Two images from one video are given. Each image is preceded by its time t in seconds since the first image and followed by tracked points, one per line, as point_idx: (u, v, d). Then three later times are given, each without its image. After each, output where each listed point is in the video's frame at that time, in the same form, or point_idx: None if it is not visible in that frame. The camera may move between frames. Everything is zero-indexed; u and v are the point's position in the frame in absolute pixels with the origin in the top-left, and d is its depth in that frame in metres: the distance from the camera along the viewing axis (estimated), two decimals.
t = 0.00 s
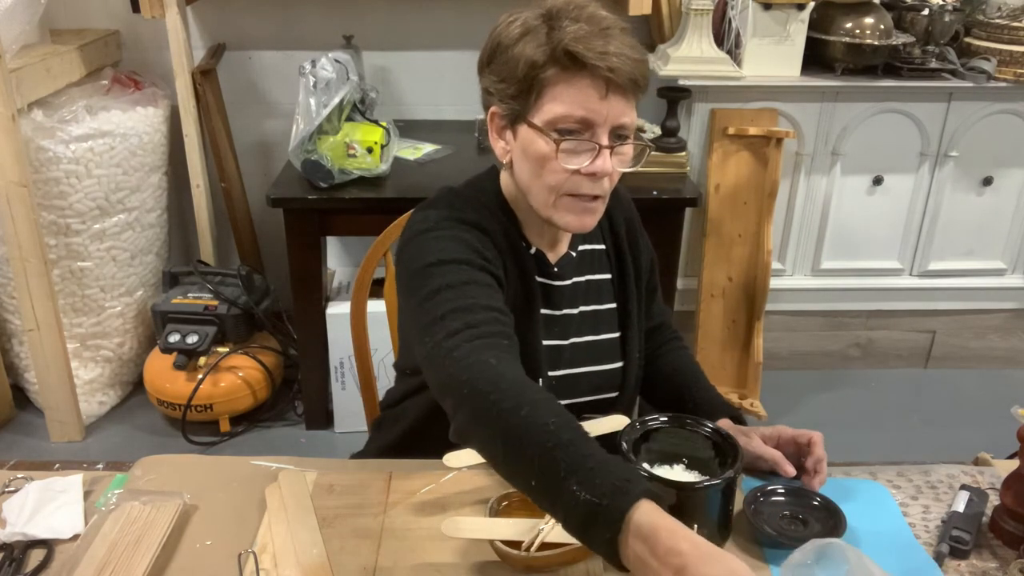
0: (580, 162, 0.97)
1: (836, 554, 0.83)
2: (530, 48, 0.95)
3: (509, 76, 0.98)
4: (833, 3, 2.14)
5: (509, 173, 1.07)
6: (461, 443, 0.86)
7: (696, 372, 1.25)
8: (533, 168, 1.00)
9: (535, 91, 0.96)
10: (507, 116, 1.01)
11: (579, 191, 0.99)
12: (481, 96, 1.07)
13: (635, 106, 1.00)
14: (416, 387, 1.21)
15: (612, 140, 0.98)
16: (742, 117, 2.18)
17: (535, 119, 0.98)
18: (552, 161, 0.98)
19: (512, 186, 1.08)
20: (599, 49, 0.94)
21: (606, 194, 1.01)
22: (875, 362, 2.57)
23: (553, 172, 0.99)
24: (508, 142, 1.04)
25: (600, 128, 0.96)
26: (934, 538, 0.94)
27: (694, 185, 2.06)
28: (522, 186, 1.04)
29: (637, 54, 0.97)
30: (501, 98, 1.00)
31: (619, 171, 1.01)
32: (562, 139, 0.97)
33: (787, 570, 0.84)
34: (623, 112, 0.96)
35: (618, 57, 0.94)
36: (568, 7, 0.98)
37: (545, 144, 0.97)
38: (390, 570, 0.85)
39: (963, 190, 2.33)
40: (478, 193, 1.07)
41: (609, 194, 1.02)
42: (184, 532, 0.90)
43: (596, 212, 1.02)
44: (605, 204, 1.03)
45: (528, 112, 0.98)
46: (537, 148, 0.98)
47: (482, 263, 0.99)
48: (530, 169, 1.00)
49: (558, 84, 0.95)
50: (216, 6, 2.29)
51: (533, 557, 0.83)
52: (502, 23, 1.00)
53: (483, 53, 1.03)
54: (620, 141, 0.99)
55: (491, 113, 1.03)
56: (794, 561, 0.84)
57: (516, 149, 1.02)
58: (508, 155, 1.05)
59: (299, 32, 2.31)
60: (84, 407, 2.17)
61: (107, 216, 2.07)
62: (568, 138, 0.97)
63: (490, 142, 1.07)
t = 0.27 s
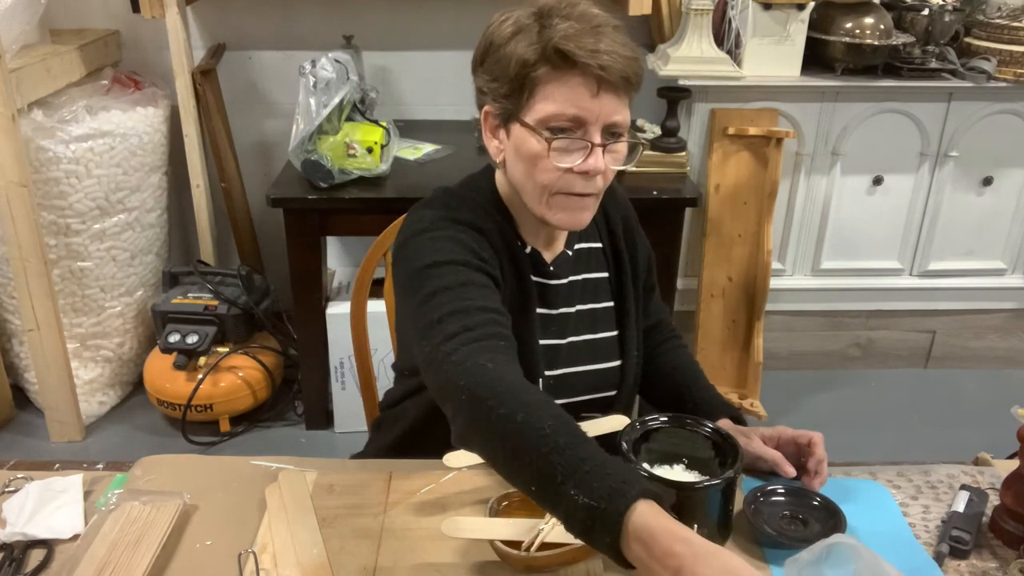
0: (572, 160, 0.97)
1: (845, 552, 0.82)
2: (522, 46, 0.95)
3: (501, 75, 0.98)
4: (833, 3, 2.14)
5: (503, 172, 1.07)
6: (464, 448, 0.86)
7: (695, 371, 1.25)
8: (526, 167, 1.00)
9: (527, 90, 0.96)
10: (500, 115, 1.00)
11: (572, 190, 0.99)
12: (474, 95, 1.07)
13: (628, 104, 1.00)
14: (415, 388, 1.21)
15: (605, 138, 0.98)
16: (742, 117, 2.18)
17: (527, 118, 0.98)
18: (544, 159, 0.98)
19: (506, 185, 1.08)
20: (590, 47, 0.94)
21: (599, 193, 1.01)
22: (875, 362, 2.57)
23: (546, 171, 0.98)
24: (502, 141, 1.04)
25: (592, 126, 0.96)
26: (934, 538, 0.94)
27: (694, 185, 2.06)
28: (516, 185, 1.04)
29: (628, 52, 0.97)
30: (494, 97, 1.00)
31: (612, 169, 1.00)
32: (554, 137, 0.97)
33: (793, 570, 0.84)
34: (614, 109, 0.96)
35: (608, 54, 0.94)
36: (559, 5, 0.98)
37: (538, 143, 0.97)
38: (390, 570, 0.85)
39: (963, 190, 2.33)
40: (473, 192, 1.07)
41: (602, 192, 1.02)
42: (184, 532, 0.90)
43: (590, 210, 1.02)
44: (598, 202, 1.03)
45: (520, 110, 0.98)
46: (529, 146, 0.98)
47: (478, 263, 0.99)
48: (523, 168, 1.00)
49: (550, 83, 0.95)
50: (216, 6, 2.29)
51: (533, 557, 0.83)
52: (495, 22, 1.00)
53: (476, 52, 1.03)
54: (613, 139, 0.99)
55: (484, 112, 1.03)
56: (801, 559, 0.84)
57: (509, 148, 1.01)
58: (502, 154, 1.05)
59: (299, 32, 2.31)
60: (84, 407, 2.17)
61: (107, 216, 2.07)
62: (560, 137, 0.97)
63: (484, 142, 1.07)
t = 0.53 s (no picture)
0: (558, 154, 0.98)
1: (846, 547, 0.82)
2: (505, 41, 0.96)
3: (486, 70, 0.99)
4: (833, 3, 2.14)
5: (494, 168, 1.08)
6: (443, 435, 0.87)
7: (695, 371, 1.25)
8: (513, 161, 1.01)
9: (512, 84, 0.97)
10: (488, 111, 1.02)
11: (559, 184, 1.00)
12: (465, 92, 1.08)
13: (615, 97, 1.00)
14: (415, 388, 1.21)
15: (591, 131, 0.98)
16: (742, 117, 2.18)
17: (512, 113, 0.99)
18: (529, 153, 0.99)
19: (499, 181, 1.09)
20: (571, 40, 0.94)
21: (588, 188, 1.02)
22: (875, 362, 2.57)
23: (531, 165, 0.99)
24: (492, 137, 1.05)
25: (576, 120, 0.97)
26: (934, 538, 0.94)
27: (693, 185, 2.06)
28: (505, 180, 1.05)
29: (613, 46, 0.97)
30: (482, 92, 1.01)
31: (600, 164, 1.01)
32: (539, 131, 0.98)
33: (793, 568, 0.84)
34: (599, 102, 0.97)
35: (590, 48, 0.94)
36: None
37: (523, 137, 0.98)
38: (390, 570, 0.85)
39: (963, 189, 2.33)
40: (465, 187, 1.08)
41: (591, 186, 1.02)
42: (184, 532, 0.90)
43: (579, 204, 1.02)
44: (588, 197, 1.03)
45: (506, 105, 0.99)
46: (515, 140, 0.99)
47: (464, 255, 1.00)
48: (510, 163, 1.01)
49: (533, 77, 0.96)
50: (216, 6, 2.29)
51: (533, 557, 0.83)
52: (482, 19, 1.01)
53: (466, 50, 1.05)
54: (599, 132, 0.99)
55: (475, 108, 1.05)
56: (800, 556, 0.84)
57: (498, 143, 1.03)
58: (492, 150, 1.06)
59: (300, 32, 2.31)
60: (84, 407, 2.17)
61: (107, 216, 2.07)
62: (543, 131, 0.98)
63: (476, 138, 1.09)
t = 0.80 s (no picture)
0: (543, 148, 1.00)
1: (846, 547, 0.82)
2: (490, 39, 0.98)
3: (473, 68, 1.01)
4: (833, 3, 2.14)
5: (484, 165, 1.10)
6: (416, 427, 0.88)
7: (693, 369, 1.25)
8: (500, 157, 1.02)
9: (497, 81, 0.99)
10: (476, 108, 1.03)
11: (544, 178, 1.01)
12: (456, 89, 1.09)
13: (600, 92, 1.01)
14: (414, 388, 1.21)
15: (575, 126, 1.00)
16: (742, 117, 2.18)
17: (498, 109, 1.00)
18: (515, 148, 1.00)
19: (489, 177, 1.11)
20: (554, 36, 0.95)
21: (574, 182, 1.03)
22: (875, 362, 2.57)
23: (517, 161, 1.01)
24: (481, 134, 1.06)
25: (560, 115, 0.98)
26: (934, 538, 0.94)
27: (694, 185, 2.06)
28: (494, 176, 1.06)
29: (598, 42, 0.98)
30: (470, 90, 1.03)
31: (587, 159, 1.02)
32: (524, 127, 0.99)
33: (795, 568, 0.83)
34: (583, 97, 0.98)
35: (573, 44, 0.95)
36: None
37: (509, 133, 1.00)
38: (390, 570, 0.85)
39: (963, 189, 2.33)
40: (456, 183, 1.10)
41: (577, 180, 1.03)
42: (184, 532, 0.90)
43: (565, 198, 1.03)
44: (574, 191, 1.04)
45: (493, 102, 1.01)
46: (501, 136, 1.01)
47: (447, 248, 1.02)
48: (497, 158, 1.03)
49: (517, 73, 0.97)
50: (216, 6, 2.29)
51: (533, 557, 0.83)
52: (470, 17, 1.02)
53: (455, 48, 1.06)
54: (585, 127, 1.01)
55: (464, 106, 1.06)
56: (802, 556, 0.83)
57: (486, 140, 1.04)
58: (482, 147, 1.07)
59: (300, 33, 2.31)
60: (84, 407, 2.17)
61: (107, 216, 2.07)
62: (529, 126, 0.99)
63: (467, 135, 1.10)
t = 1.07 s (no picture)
0: (536, 146, 1.00)
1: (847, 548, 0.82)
2: (482, 37, 0.97)
3: (466, 66, 1.01)
4: (833, 3, 2.14)
5: (478, 162, 1.10)
6: (413, 422, 0.88)
7: (690, 367, 1.25)
8: (494, 155, 1.03)
9: (490, 80, 0.99)
10: (469, 106, 1.04)
11: (537, 175, 1.02)
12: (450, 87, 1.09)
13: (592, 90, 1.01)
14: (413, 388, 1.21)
15: (568, 124, 1.00)
16: (743, 117, 2.18)
17: (491, 107, 1.01)
18: (508, 146, 1.01)
19: (483, 174, 1.11)
20: (546, 35, 0.95)
21: (567, 179, 1.03)
22: (875, 362, 2.57)
23: (510, 158, 1.01)
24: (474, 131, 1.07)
25: (552, 113, 0.98)
26: (934, 539, 0.94)
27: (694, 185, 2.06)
28: (488, 173, 1.07)
29: (591, 40, 0.98)
30: (463, 88, 1.03)
31: (580, 156, 1.03)
32: (517, 125, 1.00)
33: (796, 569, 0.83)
34: (575, 95, 0.98)
35: (566, 42, 0.95)
36: None
37: (501, 130, 1.00)
38: (390, 570, 0.85)
39: (963, 189, 2.33)
40: (452, 181, 1.10)
41: (570, 177, 1.04)
42: (184, 532, 0.90)
43: (559, 195, 1.04)
44: (567, 187, 1.05)
45: (486, 100, 1.01)
46: (494, 134, 1.01)
47: (442, 246, 1.02)
48: (490, 156, 1.03)
49: (509, 72, 0.97)
50: (216, 6, 2.29)
51: (532, 558, 0.83)
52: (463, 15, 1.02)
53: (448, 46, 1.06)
54: (578, 125, 1.01)
55: (457, 104, 1.06)
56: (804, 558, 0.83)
57: (479, 137, 1.05)
58: (475, 145, 1.08)
59: (300, 33, 2.31)
60: (84, 407, 2.17)
61: (107, 216, 2.07)
62: (521, 124, 0.99)
63: (460, 133, 1.10)
